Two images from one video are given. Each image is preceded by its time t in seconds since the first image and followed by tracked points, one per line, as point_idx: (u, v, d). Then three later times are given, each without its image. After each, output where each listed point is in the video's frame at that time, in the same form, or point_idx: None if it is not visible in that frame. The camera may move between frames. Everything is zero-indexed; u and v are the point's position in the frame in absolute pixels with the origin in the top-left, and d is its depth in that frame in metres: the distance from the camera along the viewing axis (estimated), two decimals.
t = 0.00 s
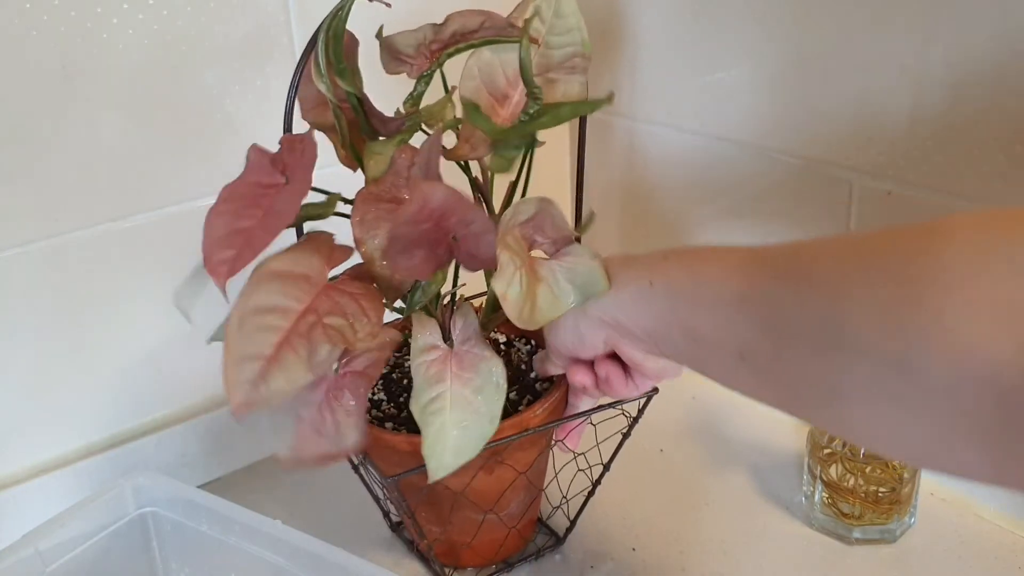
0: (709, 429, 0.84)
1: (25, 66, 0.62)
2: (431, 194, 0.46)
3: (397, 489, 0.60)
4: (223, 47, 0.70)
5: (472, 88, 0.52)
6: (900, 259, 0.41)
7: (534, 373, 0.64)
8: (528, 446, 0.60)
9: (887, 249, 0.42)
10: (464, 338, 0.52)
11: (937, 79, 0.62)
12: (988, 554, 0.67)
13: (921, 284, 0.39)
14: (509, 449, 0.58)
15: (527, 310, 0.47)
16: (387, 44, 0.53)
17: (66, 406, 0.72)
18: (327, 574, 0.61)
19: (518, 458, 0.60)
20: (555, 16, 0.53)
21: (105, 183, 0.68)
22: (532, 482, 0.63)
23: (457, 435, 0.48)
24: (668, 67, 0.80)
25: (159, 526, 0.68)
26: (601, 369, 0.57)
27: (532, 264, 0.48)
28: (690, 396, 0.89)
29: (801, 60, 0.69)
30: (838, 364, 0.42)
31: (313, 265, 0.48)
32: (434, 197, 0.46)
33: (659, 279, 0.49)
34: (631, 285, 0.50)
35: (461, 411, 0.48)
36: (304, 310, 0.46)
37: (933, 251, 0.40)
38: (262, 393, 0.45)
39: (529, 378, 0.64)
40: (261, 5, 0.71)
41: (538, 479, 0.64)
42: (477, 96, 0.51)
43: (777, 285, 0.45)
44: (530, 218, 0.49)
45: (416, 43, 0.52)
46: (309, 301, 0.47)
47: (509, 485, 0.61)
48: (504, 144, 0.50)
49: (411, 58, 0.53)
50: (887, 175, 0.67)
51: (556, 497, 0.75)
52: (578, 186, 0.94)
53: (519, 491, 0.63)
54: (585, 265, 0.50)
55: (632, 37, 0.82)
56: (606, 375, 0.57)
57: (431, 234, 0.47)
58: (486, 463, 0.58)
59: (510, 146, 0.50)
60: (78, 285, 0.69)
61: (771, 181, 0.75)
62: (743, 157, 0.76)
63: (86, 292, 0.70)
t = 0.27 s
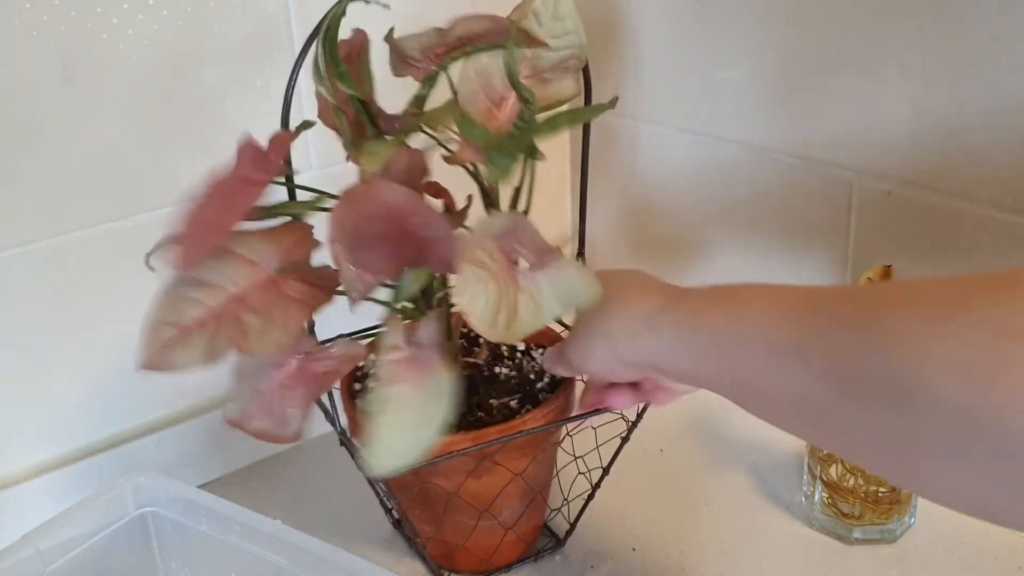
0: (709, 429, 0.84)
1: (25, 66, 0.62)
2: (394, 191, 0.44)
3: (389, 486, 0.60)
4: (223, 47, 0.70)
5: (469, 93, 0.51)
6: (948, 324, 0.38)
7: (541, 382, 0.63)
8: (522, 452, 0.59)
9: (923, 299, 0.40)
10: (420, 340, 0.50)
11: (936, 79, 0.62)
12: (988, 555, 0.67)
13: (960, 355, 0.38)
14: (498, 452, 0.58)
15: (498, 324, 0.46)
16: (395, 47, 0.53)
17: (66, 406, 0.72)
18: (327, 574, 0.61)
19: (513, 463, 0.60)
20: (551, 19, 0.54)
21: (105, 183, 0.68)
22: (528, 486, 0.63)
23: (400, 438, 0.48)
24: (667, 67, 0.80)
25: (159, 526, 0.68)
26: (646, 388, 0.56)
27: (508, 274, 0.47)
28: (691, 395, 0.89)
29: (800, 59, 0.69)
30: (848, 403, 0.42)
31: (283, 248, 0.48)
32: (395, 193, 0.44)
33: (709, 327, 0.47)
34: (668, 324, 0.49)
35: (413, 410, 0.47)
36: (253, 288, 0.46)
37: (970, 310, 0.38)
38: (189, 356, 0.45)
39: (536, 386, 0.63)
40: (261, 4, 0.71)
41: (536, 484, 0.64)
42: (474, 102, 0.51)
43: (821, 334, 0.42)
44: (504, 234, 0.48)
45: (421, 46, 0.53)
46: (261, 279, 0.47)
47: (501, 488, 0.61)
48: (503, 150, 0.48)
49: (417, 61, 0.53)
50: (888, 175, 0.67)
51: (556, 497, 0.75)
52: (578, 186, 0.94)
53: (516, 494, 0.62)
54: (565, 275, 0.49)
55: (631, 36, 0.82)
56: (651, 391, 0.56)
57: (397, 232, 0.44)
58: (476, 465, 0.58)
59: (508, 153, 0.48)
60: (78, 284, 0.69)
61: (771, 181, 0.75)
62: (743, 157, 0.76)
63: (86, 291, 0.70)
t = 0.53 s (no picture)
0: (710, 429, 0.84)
1: (25, 66, 0.62)
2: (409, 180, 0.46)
3: (388, 484, 0.60)
4: (223, 47, 0.70)
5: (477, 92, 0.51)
6: None
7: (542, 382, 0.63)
8: (523, 450, 0.59)
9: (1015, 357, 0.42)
10: (439, 336, 0.51)
11: (936, 79, 0.62)
12: (988, 555, 0.67)
13: None
14: (499, 452, 0.58)
15: (513, 319, 0.49)
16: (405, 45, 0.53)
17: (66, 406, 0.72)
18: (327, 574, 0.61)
19: (514, 461, 0.60)
20: (552, 19, 0.54)
21: (105, 183, 0.68)
22: (528, 487, 0.62)
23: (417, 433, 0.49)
24: (667, 67, 0.80)
25: (159, 526, 0.68)
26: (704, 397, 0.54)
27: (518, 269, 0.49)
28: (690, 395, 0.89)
29: (800, 59, 0.69)
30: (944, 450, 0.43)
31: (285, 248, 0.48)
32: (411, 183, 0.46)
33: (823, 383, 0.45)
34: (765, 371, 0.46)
35: (418, 413, 0.48)
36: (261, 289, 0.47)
37: None
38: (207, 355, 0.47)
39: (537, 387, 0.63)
40: (261, 4, 0.71)
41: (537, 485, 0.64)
42: (477, 104, 0.51)
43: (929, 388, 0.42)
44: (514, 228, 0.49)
45: (431, 45, 0.52)
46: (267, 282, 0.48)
47: (501, 488, 0.61)
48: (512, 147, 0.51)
49: (427, 59, 0.53)
50: (887, 174, 0.67)
51: (557, 498, 0.75)
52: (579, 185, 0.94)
53: (517, 494, 0.62)
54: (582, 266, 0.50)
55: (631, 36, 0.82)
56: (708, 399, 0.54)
57: (408, 220, 0.47)
58: (476, 465, 0.58)
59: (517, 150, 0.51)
60: (78, 284, 0.69)
61: (772, 180, 0.75)
62: (743, 157, 0.76)
63: (86, 291, 0.70)
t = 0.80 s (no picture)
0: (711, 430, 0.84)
1: (25, 66, 0.62)
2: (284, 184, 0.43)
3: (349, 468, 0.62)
4: (223, 47, 0.70)
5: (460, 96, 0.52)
6: None
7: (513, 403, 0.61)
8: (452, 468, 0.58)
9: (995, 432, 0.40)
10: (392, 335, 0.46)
11: (938, 78, 0.62)
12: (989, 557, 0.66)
13: None
14: (425, 466, 0.57)
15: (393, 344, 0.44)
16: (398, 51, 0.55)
17: (67, 406, 0.72)
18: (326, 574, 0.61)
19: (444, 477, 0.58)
20: (538, 30, 0.54)
21: (106, 183, 0.68)
22: (469, 511, 0.60)
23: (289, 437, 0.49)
24: (668, 67, 0.80)
25: (159, 526, 0.68)
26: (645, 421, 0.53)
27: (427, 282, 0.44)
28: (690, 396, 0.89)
29: (801, 59, 0.69)
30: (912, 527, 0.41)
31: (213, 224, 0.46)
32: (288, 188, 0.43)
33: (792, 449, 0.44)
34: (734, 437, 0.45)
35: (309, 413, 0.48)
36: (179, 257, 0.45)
37: None
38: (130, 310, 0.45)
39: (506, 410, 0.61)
40: (262, 5, 0.71)
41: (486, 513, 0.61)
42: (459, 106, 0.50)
43: (901, 462, 0.41)
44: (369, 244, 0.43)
45: (417, 49, 0.54)
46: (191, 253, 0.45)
47: (430, 503, 0.60)
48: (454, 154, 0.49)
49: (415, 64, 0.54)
50: (887, 175, 0.67)
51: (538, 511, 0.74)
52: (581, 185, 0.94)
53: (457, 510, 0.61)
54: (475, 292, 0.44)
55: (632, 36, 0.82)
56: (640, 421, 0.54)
57: (280, 223, 0.43)
58: (405, 471, 0.58)
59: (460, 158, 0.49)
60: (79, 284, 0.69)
61: (772, 181, 0.75)
62: (743, 157, 0.76)
63: (86, 291, 0.70)
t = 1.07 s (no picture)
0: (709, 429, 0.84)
1: (25, 66, 0.62)
2: (227, 181, 0.45)
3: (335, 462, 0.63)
4: (223, 46, 0.70)
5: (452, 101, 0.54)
6: (981, 475, 0.39)
7: (494, 412, 0.61)
8: (422, 474, 0.58)
9: (945, 420, 0.41)
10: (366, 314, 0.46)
11: (937, 78, 0.62)
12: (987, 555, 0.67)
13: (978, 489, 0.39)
14: (393, 465, 0.58)
15: (346, 340, 0.45)
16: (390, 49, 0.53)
17: (67, 405, 0.72)
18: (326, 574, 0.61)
19: (415, 482, 0.59)
20: (523, 39, 0.52)
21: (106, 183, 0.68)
22: (440, 515, 0.61)
23: (255, 430, 0.50)
24: (667, 67, 0.80)
25: (159, 526, 0.68)
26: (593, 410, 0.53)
27: (376, 283, 0.47)
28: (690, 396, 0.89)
29: (801, 58, 0.69)
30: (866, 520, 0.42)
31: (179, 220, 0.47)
32: (229, 185, 0.45)
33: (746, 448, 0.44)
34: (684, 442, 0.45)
35: (278, 403, 0.50)
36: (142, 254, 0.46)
37: (988, 441, 0.40)
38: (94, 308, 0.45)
39: (484, 420, 0.60)
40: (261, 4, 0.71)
41: (458, 518, 0.61)
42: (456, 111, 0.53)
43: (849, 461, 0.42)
44: (350, 240, 0.46)
45: (411, 52, 0.52)
46: (154, 248, 0.47)
47: (401, 501, 0.61)
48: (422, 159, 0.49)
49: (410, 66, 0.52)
50: (887, 174, 0.67)
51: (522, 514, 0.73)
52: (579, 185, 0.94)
53: (432, 516, 0.61)
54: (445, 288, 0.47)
55: (633, 36, 0.82)
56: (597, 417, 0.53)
57: (237, 227, 0.46)
58: (378, 468, 0.59)
59: (428, 163, 0.49)
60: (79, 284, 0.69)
61: (771, 180, 0.75)
62: (742, 157, 0.76)
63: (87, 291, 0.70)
